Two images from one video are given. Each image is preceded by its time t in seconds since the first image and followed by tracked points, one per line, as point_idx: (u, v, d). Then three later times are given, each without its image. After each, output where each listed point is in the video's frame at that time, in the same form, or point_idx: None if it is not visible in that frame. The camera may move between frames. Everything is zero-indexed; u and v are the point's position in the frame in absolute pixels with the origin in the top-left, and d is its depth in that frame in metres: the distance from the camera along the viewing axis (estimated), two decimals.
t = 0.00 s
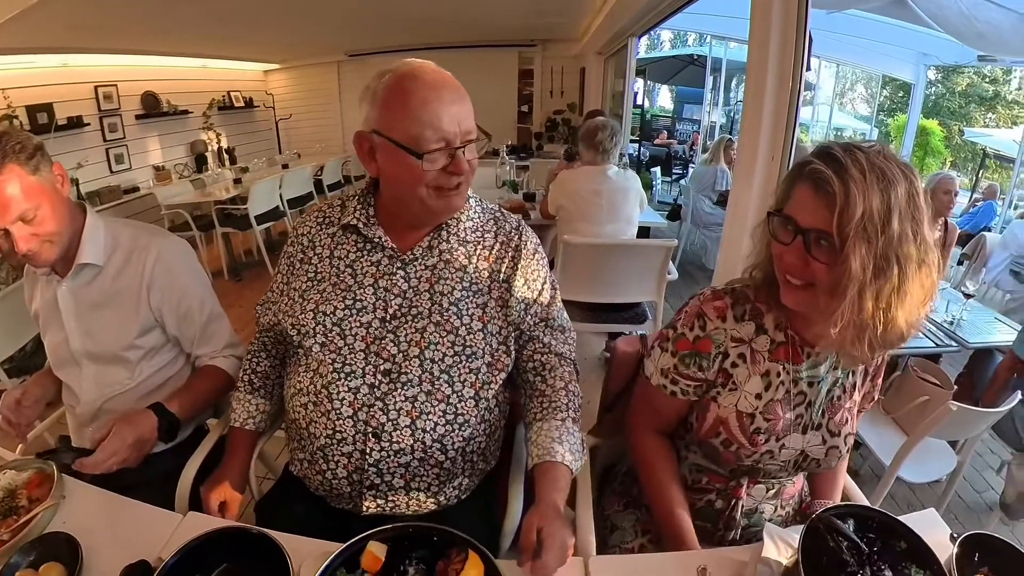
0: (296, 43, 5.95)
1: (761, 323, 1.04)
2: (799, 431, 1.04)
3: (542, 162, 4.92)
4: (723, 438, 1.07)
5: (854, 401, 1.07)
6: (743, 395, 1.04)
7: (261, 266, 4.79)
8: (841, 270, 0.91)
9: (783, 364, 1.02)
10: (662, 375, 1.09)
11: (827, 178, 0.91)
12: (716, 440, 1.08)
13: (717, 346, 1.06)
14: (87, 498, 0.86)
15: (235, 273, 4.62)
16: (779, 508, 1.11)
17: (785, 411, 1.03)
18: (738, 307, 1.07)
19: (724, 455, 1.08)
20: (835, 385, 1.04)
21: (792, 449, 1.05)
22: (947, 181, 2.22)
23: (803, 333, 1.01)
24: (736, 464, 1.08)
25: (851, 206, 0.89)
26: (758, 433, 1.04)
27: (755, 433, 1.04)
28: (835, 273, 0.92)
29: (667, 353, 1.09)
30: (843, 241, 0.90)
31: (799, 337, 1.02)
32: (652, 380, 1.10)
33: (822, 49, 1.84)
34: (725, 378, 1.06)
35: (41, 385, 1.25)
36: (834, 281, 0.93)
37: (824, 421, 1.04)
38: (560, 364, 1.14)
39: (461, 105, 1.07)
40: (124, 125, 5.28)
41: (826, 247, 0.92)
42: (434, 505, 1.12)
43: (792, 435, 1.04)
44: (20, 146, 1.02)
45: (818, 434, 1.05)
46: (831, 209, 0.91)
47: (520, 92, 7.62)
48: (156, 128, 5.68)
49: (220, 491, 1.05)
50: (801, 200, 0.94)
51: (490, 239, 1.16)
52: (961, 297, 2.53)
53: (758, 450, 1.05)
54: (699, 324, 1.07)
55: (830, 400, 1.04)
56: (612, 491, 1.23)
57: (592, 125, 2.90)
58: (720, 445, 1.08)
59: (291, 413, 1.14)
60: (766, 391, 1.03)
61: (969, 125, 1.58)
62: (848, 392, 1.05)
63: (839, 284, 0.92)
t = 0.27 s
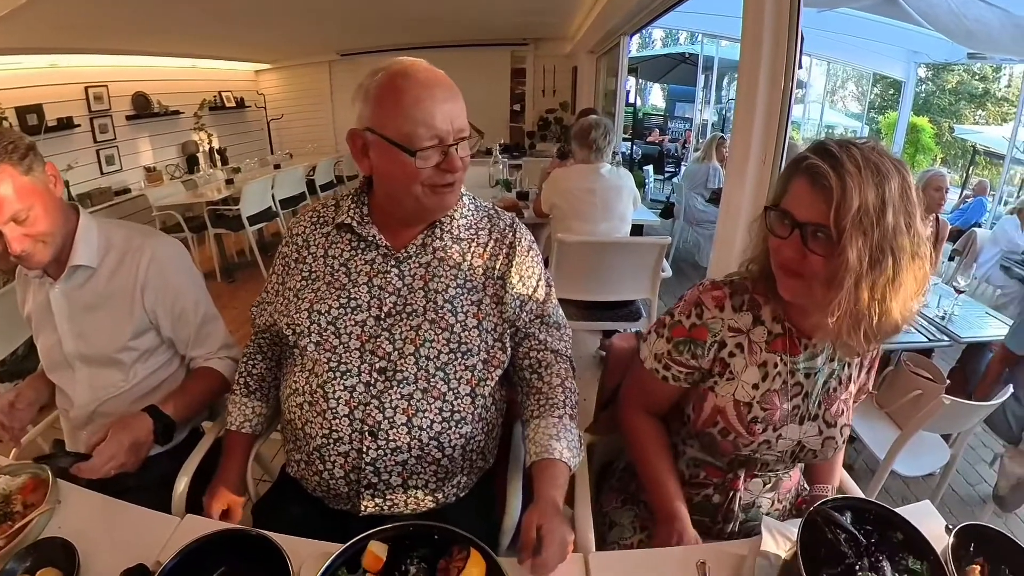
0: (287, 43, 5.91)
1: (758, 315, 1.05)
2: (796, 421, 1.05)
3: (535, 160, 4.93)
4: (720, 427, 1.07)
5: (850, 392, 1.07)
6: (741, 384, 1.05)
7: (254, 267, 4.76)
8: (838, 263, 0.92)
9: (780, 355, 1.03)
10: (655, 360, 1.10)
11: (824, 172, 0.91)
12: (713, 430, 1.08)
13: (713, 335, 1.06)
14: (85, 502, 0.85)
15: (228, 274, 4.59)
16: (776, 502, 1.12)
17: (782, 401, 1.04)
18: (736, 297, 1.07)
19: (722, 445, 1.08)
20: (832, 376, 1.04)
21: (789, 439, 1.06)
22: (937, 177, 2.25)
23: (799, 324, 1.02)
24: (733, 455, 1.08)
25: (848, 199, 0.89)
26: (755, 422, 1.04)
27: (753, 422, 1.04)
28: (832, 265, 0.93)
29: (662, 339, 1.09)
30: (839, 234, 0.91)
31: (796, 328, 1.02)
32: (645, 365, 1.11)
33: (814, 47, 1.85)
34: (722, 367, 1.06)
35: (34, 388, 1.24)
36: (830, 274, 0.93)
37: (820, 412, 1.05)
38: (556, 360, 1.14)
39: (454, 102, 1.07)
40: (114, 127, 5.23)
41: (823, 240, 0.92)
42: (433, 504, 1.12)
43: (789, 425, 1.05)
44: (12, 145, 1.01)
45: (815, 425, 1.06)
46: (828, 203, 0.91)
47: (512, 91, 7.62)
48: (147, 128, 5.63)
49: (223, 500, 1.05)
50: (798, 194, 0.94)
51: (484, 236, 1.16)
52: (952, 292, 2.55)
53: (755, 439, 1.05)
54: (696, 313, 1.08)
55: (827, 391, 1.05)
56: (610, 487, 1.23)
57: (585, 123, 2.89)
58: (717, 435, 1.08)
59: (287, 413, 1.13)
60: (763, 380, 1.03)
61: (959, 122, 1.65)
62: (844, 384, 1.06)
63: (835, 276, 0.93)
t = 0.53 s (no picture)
0: (276, 43, 5.87)
1: (746, 316, 1.05)
2: (786, 422, 1.05)
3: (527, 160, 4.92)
4: (710, 430, 1.07)
5: (839, 393, 1.08)
6: (729, 387, 1.05)
7: (245, 269, 4.73)
8: (828, 263, 0.93)
9: (770, 356, 1.03)
10: (643, 366, 1.10)
11: (813, 173, 0.92)
12: (703, 433, 1.08)
13: (700, 338, 1.07)
14: (75, 510, 0.84)
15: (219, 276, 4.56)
16: (769, 501, 1.12)
17: (772, 402, 1.04)
18: (722, 301, 1.07)
19: (712, 447, 1.08)
20: (822, 377, 1.05)
21: (779, 440, 1.06)
22: (929, 175, 2.27)
23: (789, 324, 1.02)
24: (724, 456, 1.09)
25: (837, 200, 0.90)
26: (745, 424, 1.05)
27: (743, 424, 1.05)
28: (822, 266, 0.93)
29: (649, 344, 1.09)
30: (829, 235, 0.91)
31: (785, 329, 1.03)
32: (634, 372, 1.11)
33: (804, 44, 1.86)
34: (711, 371, 1.06)
35: (24, 395, 1.23)
36: (820, 274, 0.94)
37: (810, 413, 1.05)
38: (546, 362, 1.14)
39: (442, 104, 1.07)
40: (104, 129, 5.17)
41: (812, 241, 0.92)
42: (425, 506, 1.12)
43: (779, 426, 1.05)
44: None
45: (806, 426, 1.06)
46: (818, 203, 0.91)
47: (503, 90, 7.61)
48: (136, 130, 5.57)
49: (207, 499, 1.03)
50: (788, 194, 0.94)
51: (474, 238, 1.15)
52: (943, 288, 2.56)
53: (745, 441, 1.06)
54: (682, 316, 1.08)
55: (817, 392, 1.05)
56: (603, 488, 1.23)
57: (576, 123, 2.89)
58: (707, 438, 1.08)
59: (278, 418, 1.12)
60: (753, 382, 1.04)
61: (948, 119, 1.68)
62: (834, 385, 1.06)
63: (825, 276, 0.94)
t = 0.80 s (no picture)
0: (267, 42, 5.84)
1: (740, 315, 1.06)
2: (781, 421, 1.05)
3: (519, 158, 4.93)
4: (705, 430, 1.08)
5: (834, 392, 1.09)
6: (724, 386, 1.05)
7: (238, 270, 4.70)
8: (821, 259, 0.93)
9: (764, 354, 1.04)
10: (642, 371, 1.10)
11: (804, 169, 0.92)
12: (698, 431, 1.09)
13: (696, 339, 1.07)
14: (71, 516, 0.83)
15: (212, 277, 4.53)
16: (764, 497, 1.13)
17: (766, 401, 1.04)
18: (716, 300, 1.08)
19: (707, 445, 1.09)
20: (817, 375, 1.05)
21: (774, 439, 1.06)
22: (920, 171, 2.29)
23: (784, 323, 1.03)
24: (719, 454, 1.09)
25: (829, 195, 0.91)
26: (740, 423, 1.05)
27: (737, 423, 1.05)
28: (815, 261, 0.94)
29: (646, 348, 1.10)
30: (822, 230, 0.92)
31: (779, 328, 1.04)
32: (632, 377, 1.11)
33: (795, 42, 1.87)
34: (706, 370, 1.07)
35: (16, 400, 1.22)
36: (813, 269, 0.94)
37: (805, 412, 1.06)
38: (543, 360, 1.14)
39: (438, 102, 1.06)
40: (93, 130, 5.11)
41: (805, 237, 0.93)
42: (424, 506, 1.12)
43: (773, 425, 1.05)
44: None
45: (800, 425, 1.06)
46: (810, 199, 0.92)
47: (495, 89, 7.60)
48: (126, 131, 5.52)
49: (206, 502, 1.03)
50: (780, 191, 0.95)
51: (470, 238, 1.15)
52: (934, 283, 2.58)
53: (740, 441, 1.06)
54: (678, 318, 1.09)
55: (812, 391, 1.05)
56: (600, 486, 1.24)
57: (569, 121, 2.89)
58: (702, 437, 1.09)
59: (275, 420, 1.12)
60: (747, 381, 1.04)
61: (938, 116, 1.72)
62: (829, 383, 1.07)
63: (817, 272, 0.94)
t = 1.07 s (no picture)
0: (256, 43, 5.80)
1: (732, 316, 1.06)
2: (773, 420, 1.06)
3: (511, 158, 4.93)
4: (698, 430, 1.08)
5: (826, 390, 1.09)
6: (717, 387, 1.06)
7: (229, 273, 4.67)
8: (811, 252, 0.94)
9: (756, 355, 1.04)
10: (634, 373, 1.10)
11: (794, 164, 0.93)
12: (691, 432, 1.09)
13: (688, 340, 1.07)
14: (61, 522, 0.82)
15: (203, 280, 4.49)
16: (757, 495, 1.13)
17: (759, 401, 1.05)
18: (708, 301, 1.08)
19: (700, 446, 1.10)
20: (809, 374, 1.06)
21: (767, 438, 1.07)
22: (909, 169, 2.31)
23: (774, 322, 1.03)
24: (712, 454, 1.10)
25: (819, 189, 0.91)
26: (733, 423, 1.06)
27: (730, 424, 1.06)
28: (806, 255, 0.94)
29: (638, 350, 1.10)
30: (812, 224, 0.93)
31: (770, 328, 1.04)
32: (625, 379, 1.11)
33: (785, 41, 1.88)
34: (699, 371, 1.07)
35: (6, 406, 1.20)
36: (804, 263, 0.95)
37: (797, 411, 1.07)
38: (533, 361, 1.14)
39: (426, 103, 1.06)
40: (82, 132, 5.06)
41: (795, 232, 0.94)
42: (416, 508, 1.11)
43: (766, 425, 1.06)
44: None
45: (793, 423, 1.07)
46: (800, 194, 0.92)
47: (486, 88, 7.58)
48: (115, 133, 5.46)
49: (199, 508, 1.02)
50: (771, 187, 0.96)
51: (460, 238, 1.15)
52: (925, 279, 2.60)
53: (733, 440, 1.07)
54: (669, 320, 1.09)
55: (804, 390, 1.06)
56: (593, 485, 1.24)
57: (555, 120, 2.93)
58: (695, 438, 1.10)
59: (266, 423, 1.11)
60: (740, 381, 1.05)
61: (928, 114, 1.73)
62: (821, 381, 1.08)
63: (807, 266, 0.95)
